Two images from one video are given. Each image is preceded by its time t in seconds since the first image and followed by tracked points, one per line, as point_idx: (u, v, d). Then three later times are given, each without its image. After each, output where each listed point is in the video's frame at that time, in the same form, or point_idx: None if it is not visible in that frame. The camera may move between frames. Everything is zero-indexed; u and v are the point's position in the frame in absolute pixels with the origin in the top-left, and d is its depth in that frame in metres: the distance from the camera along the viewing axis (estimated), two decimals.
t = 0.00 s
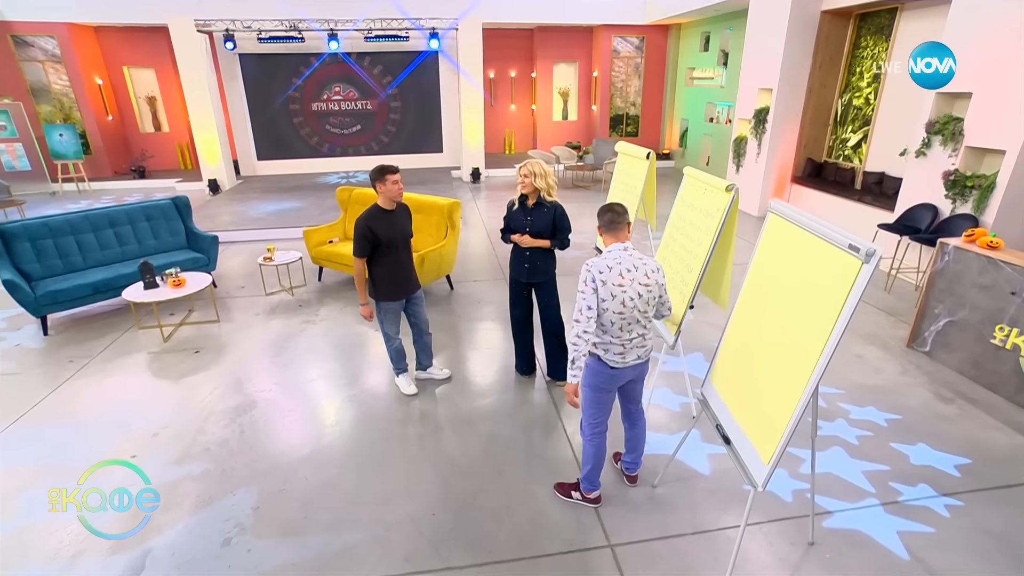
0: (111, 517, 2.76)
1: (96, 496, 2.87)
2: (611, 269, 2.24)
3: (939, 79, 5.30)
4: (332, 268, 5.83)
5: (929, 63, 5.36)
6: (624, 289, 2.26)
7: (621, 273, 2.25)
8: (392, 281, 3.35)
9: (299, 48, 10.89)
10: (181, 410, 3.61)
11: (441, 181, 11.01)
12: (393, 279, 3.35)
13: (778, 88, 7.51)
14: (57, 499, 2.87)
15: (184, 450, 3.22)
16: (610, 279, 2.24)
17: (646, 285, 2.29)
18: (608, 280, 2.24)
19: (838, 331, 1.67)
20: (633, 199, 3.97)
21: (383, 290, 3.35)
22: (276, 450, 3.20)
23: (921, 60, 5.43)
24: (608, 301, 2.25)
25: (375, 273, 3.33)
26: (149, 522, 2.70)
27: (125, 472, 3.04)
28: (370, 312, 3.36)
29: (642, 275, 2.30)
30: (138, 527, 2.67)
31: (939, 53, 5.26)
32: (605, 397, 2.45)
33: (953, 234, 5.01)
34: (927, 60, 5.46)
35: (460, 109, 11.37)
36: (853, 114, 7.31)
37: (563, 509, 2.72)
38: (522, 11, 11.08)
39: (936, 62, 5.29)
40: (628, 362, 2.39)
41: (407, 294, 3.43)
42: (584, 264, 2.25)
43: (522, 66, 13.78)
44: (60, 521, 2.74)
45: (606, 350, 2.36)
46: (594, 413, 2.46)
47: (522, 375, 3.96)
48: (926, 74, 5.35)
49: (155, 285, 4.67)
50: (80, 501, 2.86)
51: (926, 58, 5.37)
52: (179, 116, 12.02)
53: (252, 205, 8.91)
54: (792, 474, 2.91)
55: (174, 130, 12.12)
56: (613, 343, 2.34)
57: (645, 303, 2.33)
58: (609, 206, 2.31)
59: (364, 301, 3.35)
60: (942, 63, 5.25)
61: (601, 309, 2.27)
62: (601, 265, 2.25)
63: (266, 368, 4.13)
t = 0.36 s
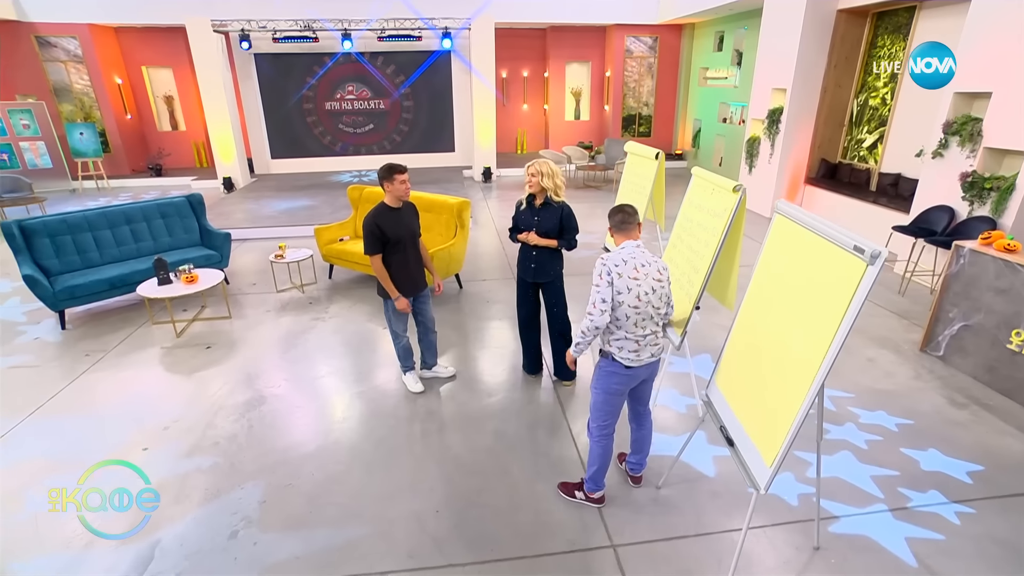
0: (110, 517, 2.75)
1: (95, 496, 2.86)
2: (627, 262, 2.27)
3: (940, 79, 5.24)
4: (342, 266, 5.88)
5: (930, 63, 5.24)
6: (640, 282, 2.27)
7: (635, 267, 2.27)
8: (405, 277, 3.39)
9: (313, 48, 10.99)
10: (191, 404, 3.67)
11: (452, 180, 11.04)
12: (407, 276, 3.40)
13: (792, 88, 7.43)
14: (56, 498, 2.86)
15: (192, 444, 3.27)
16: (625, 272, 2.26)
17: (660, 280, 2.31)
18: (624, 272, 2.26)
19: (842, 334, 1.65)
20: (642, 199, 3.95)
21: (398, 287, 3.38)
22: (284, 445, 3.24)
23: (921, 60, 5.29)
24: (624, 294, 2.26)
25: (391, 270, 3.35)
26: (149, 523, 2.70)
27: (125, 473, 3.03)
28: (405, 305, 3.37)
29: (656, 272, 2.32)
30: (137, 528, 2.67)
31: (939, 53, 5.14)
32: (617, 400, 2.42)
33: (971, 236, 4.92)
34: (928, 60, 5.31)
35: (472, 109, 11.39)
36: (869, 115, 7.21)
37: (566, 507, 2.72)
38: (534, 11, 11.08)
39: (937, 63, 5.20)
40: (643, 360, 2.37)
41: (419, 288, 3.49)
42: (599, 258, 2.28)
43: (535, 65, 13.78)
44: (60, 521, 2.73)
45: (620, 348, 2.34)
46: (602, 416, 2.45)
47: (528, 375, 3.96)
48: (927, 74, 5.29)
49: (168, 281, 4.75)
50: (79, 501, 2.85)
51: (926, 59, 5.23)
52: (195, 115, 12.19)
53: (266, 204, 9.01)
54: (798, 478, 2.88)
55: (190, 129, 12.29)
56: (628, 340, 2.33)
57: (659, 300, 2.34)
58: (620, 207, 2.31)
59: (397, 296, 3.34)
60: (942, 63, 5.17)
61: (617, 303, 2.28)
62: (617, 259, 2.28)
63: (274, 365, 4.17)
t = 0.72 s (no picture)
0: (110, 517, 2.75)
1: (96, 496, 2.86)
2: (617, 261, 2.27)
3: (939, 79, 4.93)
4: (343, 265, 5.89)
5: (929, 63, 4.88)
6: (629, 282, 2.26)
7: (625, 266, 2.27)
8: (407, 277, 3.40)
9: (316, 48, 11.02)
10: (192, 402, 3.69)
11: (455, 180, 11.05)
12: (408, 276, 3.41)
13: (794, 88, 7.41)
14: (57, 498, 2.86)
15: (192, 442, 3.28)
16: (614, 272, 2.26)
17: (651, 281, 2.29)
18: (612, 271, 2.26)
19: (838, 334, 1.65)
20: (641, 199, 3.94)
21: (400, 286, 3.40)
22: (284, 443, 3.26)
23: (920, 61, 4.92)
24: (611, 294, 2.27)
25: (391, 269, 3.36)
26: (149, 522, 2.70)
27: (125, 472, 3.03)
28: (401, 307, 3.40)
29: (648, 272, 2.30)
30: (137, 527, 2.67)
31: (939, 53, 4.78)
32: (610, 397, 2.44)
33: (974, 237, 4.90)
34: (927, 60, 4.93)
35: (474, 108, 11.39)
36: (872, 115, 7.18)
37: (565, 507, 2.73)
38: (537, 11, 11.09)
39: (937, 62, 4.85)
40: (632, 359, 2.36)
41: (420, 287, 3.51)
42: (590, 256, 2.30)
43: (538, 65, 13.78)
44: (60, 520, 2.73)
45: (609, 345, 2.35)
46: (596, 413, 2.45)
47: (528, 374, 3.97)
48: (926, 75, 4.92)
49: (170, 280, 4.77)
50: (80, 501, 2.85)
51: (925, 59, 4.88)
52: (199, 115, 12.23)
53: (268, 203, 9.04)
54: (797, 478, 2.88)
55: (194, 128, 12.33)
56: (617, 339, 2.33)
57: (651, 301, 2.32)
58: (619, 207, 2.30)
59: (394, 298, 3.38)
60: (941, 63, 4.86)
61: (605, 301, 2.28)
62: (608, 258, 2.28)
63: (274, 365, 4.17)
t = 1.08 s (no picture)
0: (110, 517, 2.75)
1: (96, 496, 2.86)
2: (586, 265, 2.27)
3: (939, 79, 4.92)
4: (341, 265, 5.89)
5: (929, 63, 4.89)
6: (596, 286, 2.24)
7: (593, 269, 2.24)
8: (402, 275, 3.39)
9: (314, 48, 11.00)
10: (190, 402, 3.68)
11: (453, 180, 11.04)
12: (403, 275, 3.40)
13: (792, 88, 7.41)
14: (57, 498, 2.86)
15: (189, 442, 3.28)
16: (581, 274, 2.27)
17: (622, 285, 2.22)
18: (578, 275, 2.27)
19: (832, 333, 1.66)
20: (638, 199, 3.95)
21: (393, 284, 3.39)
22: (281, 443, 3.26)
23: (920, 60, 4.93)
24: (580, 296, 2.29)
25: (384, 268, 3.36)
26: (149, 522, 2.69)
27: (125, 472, 3.03)
28: (388, 306, 3.38)
29: (619, 276, 2.23)
30: (138, 527, 2.67)
31: (939, 53, 4.79)
32: (595, 398, 2.43)
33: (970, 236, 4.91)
34: (927, 60, 4.93)
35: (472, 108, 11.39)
36: (869, 115, 7.20)
37: (561, 506, 2.73)
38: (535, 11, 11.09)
39: (937, 62, 4.86)
40: (608, 360, 2.35)
41: (415, 286, 3.49)
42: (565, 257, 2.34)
43: (536, 65, 13.78)
44: (60, 520, 2.73)
45: (586, 344, 2.38)
46: (586, 409, 2.47)
47: (525, 374, 3.97)
48: (926, 75, 4.92)
49: (168, 280, 4.76)
50: (80, 501, 2.85)
51: (925, 59, 4.88)
52: (196, 114, 12.21)
53: (266, 203, 9.03)
54: (793, 477, 2.88)
55: (192, 128, 12.31)
56: (592, 339, 2.35)
57: (624, 304, 2.25)
58: (597, 210, 2.30)
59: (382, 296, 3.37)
60: (941, 63, 4.86)
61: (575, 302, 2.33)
62: (578, 260, 2.29)
63: (271, 365, 4.17)
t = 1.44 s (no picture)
0: (110, 517, 2.74)
1: (96, 496, 2.86)
2: (595, 268, 2.25)
3: (939, 79, 4.92)
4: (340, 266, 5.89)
5: (929, 63, 4.89)
6: (606, 289, 2.24)
7: (603, 273, 2.23)
8: (406, 269, 3.40)
9: (314, 48, 11.00)
10: (189, 402, 3.68)
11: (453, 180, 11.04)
12: (406, 269, 3.40)
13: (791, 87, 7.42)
14: (57, 498, 2.86)
15: (188, 443, 3.27)
16: (592, 278, 2.25)
17: (632, 286, 2.22)
18: (589, 279, 2.26)
19: (831, 333, 1.66)
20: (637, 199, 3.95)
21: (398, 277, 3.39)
22: (280, 443, 3.26)
23: (920, 60, 4.93)
24: (590, 299, 2.28)
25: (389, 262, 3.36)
26: (149, 523, 2.69)
27: (125, 472, 3.03)
28: (396, 298, 3.36)
29: (629, 277, 2.22)
30: (138, 527, 2.67)
31: (939, 53, 4.79)
32: (603, 396, 2.44)
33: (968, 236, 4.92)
34: (927, 60, 4.93)
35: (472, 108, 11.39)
36: (868, 115, 7.20)
37: (560, 507, 2.73)
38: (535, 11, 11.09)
39: (937, 62, 4.86)
40: (620, 360, 2.35)
41: (418, 281, 3.49)
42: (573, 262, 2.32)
43: (535, 65, 13.78)
44: (60, 520, 2.73)
45: (597, 345, 2.37)
46: (592, 406, 2.47)
47: (525, 374, 3.97)
48: (926, 75, 4.91)
49: (167, 280, 4.76)
50: (80, 501, 2.85)
51: (925, 59, 4.89)
52: (196, 114, 12.21)
53: (266, 203, 9.02)
54: (792, 477, 2.88)
55: (191, 128, 12.30)
56: (603, 340, 2.35)
57: (635, 304, 2.26)
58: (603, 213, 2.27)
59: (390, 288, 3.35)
60: (941, 63, 4.87)
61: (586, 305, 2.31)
62: (587, 264, 2.27)
63: (271, 364, 4.18)
